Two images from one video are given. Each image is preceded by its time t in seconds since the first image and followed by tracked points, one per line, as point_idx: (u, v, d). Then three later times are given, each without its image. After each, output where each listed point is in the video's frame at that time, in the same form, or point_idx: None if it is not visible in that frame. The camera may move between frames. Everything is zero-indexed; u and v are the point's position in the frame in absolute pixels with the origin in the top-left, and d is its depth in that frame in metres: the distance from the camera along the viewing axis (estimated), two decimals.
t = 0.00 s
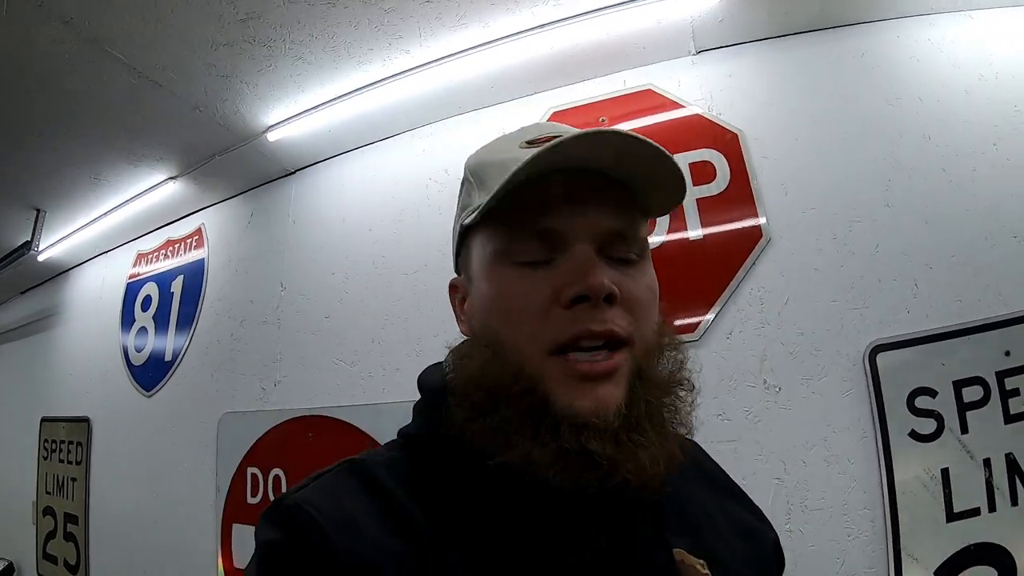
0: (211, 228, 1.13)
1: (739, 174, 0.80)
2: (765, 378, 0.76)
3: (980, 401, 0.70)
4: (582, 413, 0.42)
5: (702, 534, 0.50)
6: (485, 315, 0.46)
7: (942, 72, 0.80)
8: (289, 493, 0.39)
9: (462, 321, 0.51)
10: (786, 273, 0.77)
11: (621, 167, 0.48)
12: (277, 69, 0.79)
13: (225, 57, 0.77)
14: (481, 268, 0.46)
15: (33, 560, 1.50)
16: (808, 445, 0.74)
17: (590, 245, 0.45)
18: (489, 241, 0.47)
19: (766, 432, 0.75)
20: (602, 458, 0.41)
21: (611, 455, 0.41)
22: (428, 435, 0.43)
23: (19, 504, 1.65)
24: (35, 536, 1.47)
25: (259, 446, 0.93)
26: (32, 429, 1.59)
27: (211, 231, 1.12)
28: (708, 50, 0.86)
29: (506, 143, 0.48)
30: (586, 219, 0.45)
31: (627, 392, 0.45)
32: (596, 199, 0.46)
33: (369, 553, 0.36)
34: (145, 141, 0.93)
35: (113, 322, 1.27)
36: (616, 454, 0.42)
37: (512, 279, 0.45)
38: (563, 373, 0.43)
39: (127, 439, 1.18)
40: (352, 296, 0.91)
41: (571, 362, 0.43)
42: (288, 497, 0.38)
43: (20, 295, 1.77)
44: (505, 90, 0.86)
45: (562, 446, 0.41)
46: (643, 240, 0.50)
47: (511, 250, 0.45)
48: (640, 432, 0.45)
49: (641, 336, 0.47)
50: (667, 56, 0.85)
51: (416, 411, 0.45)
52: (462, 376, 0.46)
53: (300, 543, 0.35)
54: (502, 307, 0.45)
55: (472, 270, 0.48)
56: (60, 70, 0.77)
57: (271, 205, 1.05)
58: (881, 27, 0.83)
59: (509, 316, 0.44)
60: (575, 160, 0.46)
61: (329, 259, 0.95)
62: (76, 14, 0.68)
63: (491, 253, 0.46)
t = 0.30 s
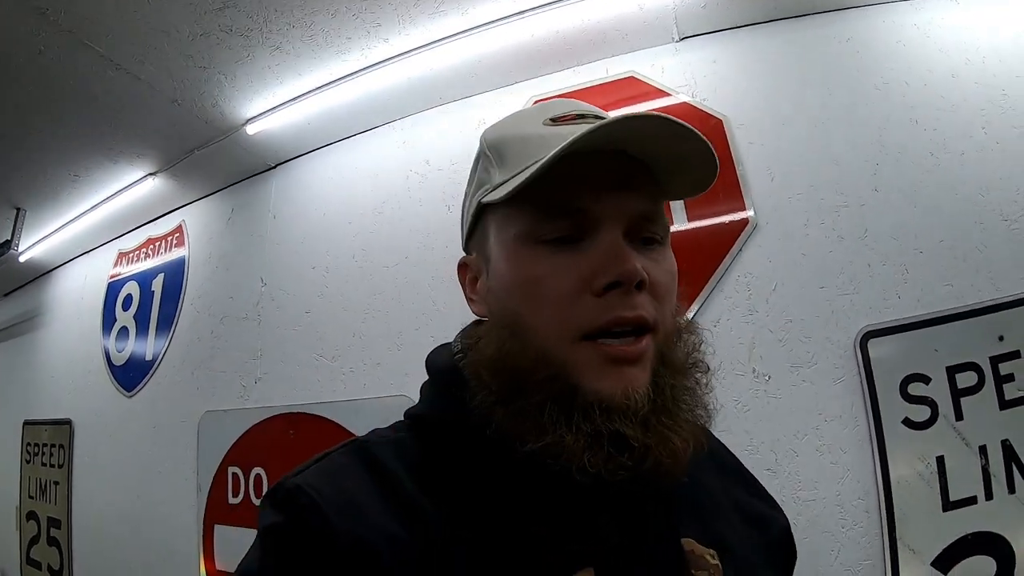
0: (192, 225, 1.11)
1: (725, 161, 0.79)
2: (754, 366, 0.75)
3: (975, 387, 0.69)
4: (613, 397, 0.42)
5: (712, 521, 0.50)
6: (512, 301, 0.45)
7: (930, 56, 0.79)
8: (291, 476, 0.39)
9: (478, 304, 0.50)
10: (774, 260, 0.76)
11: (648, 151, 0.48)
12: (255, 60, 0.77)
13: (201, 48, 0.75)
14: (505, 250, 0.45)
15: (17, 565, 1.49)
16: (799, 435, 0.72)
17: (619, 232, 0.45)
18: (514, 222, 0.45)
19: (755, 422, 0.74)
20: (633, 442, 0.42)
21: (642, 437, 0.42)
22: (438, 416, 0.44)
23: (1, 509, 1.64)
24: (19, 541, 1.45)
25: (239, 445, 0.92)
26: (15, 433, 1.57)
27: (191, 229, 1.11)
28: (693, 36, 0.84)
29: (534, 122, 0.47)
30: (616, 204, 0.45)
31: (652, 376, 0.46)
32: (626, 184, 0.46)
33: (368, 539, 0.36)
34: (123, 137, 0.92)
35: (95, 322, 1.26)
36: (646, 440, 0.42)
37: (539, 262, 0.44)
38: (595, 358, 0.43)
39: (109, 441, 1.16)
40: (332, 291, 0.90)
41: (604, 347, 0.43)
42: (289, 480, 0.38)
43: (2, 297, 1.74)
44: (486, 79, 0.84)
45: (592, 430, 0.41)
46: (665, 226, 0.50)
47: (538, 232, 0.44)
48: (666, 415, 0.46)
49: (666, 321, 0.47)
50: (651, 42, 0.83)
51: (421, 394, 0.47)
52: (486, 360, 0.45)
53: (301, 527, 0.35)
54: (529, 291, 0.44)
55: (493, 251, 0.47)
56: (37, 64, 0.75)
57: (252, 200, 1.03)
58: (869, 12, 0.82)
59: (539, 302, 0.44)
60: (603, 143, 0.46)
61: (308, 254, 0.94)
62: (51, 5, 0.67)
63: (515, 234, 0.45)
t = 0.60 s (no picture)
0: (181, 227, 1.09)
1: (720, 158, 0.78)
2: (751, 363, 0.74)
3: (972, 381, 0.69)
4: (631, 378, 0.42)
5: (724, 508, 0.50)
6: (519, 295, 0.45)
7: (922, 54, 0.79)
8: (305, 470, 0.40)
9: (487, 305, 0.51)
10: (770, 256, 0.75)
11: (645, 142, 0.49)
12: (244, 58, 0.75)
13: (190, 46, 0.73)
14: (511, 247, 0.46)
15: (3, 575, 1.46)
16: (797, 431, 0.72)
17: (623, 221, 0.45)
18: (519, 220, 0.46)
19: (753, 419, 0.73)
20: (655, 418, 0.41)
21: (664, 415, 0.42)
22: (451, 413, 0.44)
23: None
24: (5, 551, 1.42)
25: (230, 450, 0.90)
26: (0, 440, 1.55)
27: (180, 231, 1.09)
28: (686, 34, 0.83)
29: (531, 123, 0.48)
30: (617, 194, 0.45)
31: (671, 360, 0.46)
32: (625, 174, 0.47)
33: (378, 535, 0.36)
34: (109, 137, 0.90)
35: (83, 326, 1.23)
36: (670, 417, 0.42)
37: (544, 256, 0.44)
38: (609, 345, 0.42)
39: (96, 447, 1.14)
40: (323, 293, 0.88)
41: (617, 334, 0.42)
42: (303, 475, 0.39)
43: None
44: (478, 77, 0.83)
45: (613, 410, 0.41)
46: (669, 215, 0.50)
47: (543, 227, 0.45)
48: (686, 398, 0.45)
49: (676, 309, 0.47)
50: (643, 40, 0.82)
51: (434, 391, 0.47)
52: (496, 358, 0.45)
53: (312, 521, 0.36)
54: (536, 286, 0.44)
55: (500, 250, 0.48)
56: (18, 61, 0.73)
57: (242, 201, 1.02)
58: (860, 10, 0.82)
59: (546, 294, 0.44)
60: (600, 137, 0.46)
61: (297, 255, 0.92)
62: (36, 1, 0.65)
63: (520, 231, 0.46)
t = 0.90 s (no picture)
0: (167, 226, 1.07)
1: (714, 158, 0.77)
2: (746, 365, 0.73)
3: (968, 383, 0.68)
4: (591, 380, 0.40)
5: (721, 512, 0.48)
6: (495, 303, 0.44)
7: (917, 56, 0.78)
8: (300, 485, 0.39)
9: (473, 317, 0.50)
10: (765, 257, 0.74)
11: (611, 143, 0.48)
12: (231, 54, 0.73)
13: (176, 41, 0.71)
14: (486, 255, 0.45)
15: None
16: (793, 434, 0.71)
17: (592, 217, 0.44)
18: (493, 228, 0.46)
19: (747, 422, 0.72)
20: (615, 418, 0.39)
21: (627, 415, 0.40)
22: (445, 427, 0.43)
23: None
24: None
25: (216, 454, 0.88)
26: None
27: (166, 230, 1.07)
28: (679, 34, 0.82)
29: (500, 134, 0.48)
30: (585, 191, 0.44)
31: (640, 363, 0.44)
32: (592, 171, 0.46)
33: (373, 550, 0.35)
34: (91, 135, 0.87)
35: (67, 327, 1.21)
36: (631, 428, 0.40)
37: (516, 260, 0.43)
38: (579, 346, 0.41)
39: (80, 450, 1.12)
40: (311, 294, 0.87)
41: (587, 333, 0.41)
42: (300, 490, 0.38)
43: None
44: (470, 74, 0.82)
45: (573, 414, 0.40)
46: (644, 212, 0.49)
47: (515, 232, 0.44)
48: (656, 397, 0.43)
49: (651, 306, 0.45)
50: (637, 39, 0.81)
51: (426, 403, 0.47)
52: (474, 369, 0.44)
53: (309, 536, 0.35)
54: (509, 290, 0.43)
55: (479, 261, 0.47)
56: None
57: (229, 200, 1.00)
58: (853, 11, 0.82)
59: (520, 298, 0.43)
60: (566, 141, 0.46)
61: (285, 255, 0.91)
62: None
63: (495, 238, 0.45)
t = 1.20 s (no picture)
0: (160, 222, 1.06)
1: (713, 158, 0.77)
2: (744, 365, 0.73)
3: (964, 383, 0.68)
4: (601, 382, 0.40)
5: (728, 510, 0.48)
6: (500, 304, 0.44)
7: (915, 59, 0.79)
8: (308, 487, 0.41)
9: (475, 316, 0.49)
10: (764, 257, 0.74)
11: (615, 142, 0.47)
12: (229, 48, 0.72)
13: (174, 34, 0.69)
14: (491, 256, 0.45)
15: None
16: (791, 433, 0.71)
17: (599, 218, 0.44)
18: (497, 227, 0.45)
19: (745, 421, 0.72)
20: (626, 419, 0.40)
21: (637, 417, 0.40)
22: (453, 428, 0.44)
23: None
24: None
25: (210, 452, 0.88)
26: None
27: (160, 226, 1.06)
28: (679, 33, 0.82)
29: (502, 130, 0.47)
30: (591, 193, 0.44)
31: (648, 364, 0.44)
32: (597, 171, 0.45)
33: (378, 545, 0.36)
34: (84, 129, 0.86)
35: (59, 323, 1.20)
36: (642, 423, 0.40)
37: (522, 261, 0.43)
38: (586, 348, 0.41)
39: (72, 447, 1.10)
40: (307, 291, 0.86)
41: (595, 336, 0.41)
42: (307, 491, 0.39)
43: None
44: (469, 72, 0.81)
45: (587, 413, 0.40)
46: (648, 212, 0.49)
47: (521, 232, 0.44)
48: (665, 400, 0.43)
49: (657, 306, 0.45)
50: (637, 38, 0.81)
51: (430, 403, 0.47)
52: (481, 369, 0.44)
53: (317, 535, 0.36)
54: (514, 291, 0.43)
55: (482, 260, 0.46)
56: None
57: (225, 196, 0.99)
58: (853, 13, 0.82)
59: (528, 300, 0.42)
60: (571, 140, 0.45)
61: (281, 252, 0.90)
62: None
63: (500, 238, 0.44)
